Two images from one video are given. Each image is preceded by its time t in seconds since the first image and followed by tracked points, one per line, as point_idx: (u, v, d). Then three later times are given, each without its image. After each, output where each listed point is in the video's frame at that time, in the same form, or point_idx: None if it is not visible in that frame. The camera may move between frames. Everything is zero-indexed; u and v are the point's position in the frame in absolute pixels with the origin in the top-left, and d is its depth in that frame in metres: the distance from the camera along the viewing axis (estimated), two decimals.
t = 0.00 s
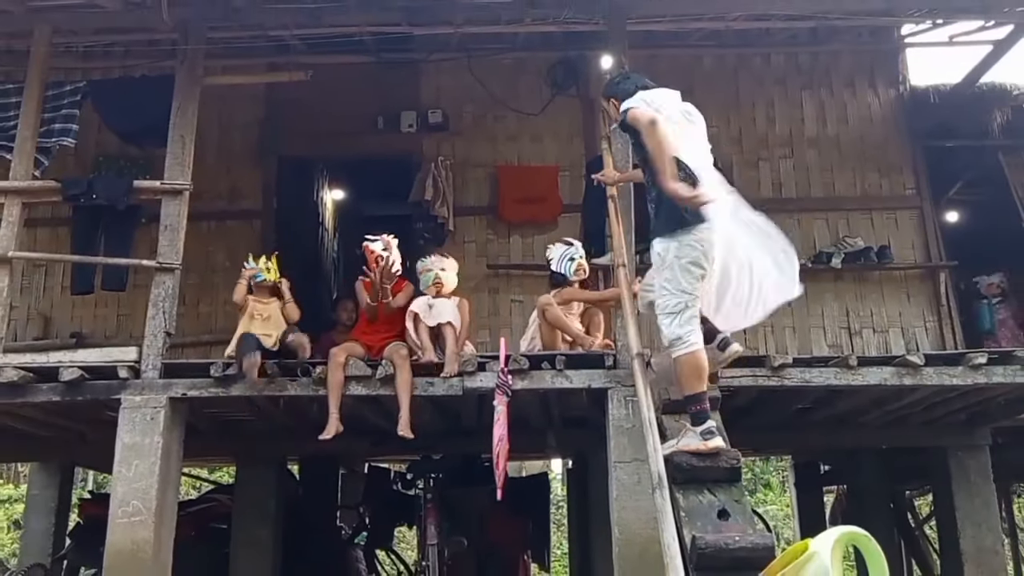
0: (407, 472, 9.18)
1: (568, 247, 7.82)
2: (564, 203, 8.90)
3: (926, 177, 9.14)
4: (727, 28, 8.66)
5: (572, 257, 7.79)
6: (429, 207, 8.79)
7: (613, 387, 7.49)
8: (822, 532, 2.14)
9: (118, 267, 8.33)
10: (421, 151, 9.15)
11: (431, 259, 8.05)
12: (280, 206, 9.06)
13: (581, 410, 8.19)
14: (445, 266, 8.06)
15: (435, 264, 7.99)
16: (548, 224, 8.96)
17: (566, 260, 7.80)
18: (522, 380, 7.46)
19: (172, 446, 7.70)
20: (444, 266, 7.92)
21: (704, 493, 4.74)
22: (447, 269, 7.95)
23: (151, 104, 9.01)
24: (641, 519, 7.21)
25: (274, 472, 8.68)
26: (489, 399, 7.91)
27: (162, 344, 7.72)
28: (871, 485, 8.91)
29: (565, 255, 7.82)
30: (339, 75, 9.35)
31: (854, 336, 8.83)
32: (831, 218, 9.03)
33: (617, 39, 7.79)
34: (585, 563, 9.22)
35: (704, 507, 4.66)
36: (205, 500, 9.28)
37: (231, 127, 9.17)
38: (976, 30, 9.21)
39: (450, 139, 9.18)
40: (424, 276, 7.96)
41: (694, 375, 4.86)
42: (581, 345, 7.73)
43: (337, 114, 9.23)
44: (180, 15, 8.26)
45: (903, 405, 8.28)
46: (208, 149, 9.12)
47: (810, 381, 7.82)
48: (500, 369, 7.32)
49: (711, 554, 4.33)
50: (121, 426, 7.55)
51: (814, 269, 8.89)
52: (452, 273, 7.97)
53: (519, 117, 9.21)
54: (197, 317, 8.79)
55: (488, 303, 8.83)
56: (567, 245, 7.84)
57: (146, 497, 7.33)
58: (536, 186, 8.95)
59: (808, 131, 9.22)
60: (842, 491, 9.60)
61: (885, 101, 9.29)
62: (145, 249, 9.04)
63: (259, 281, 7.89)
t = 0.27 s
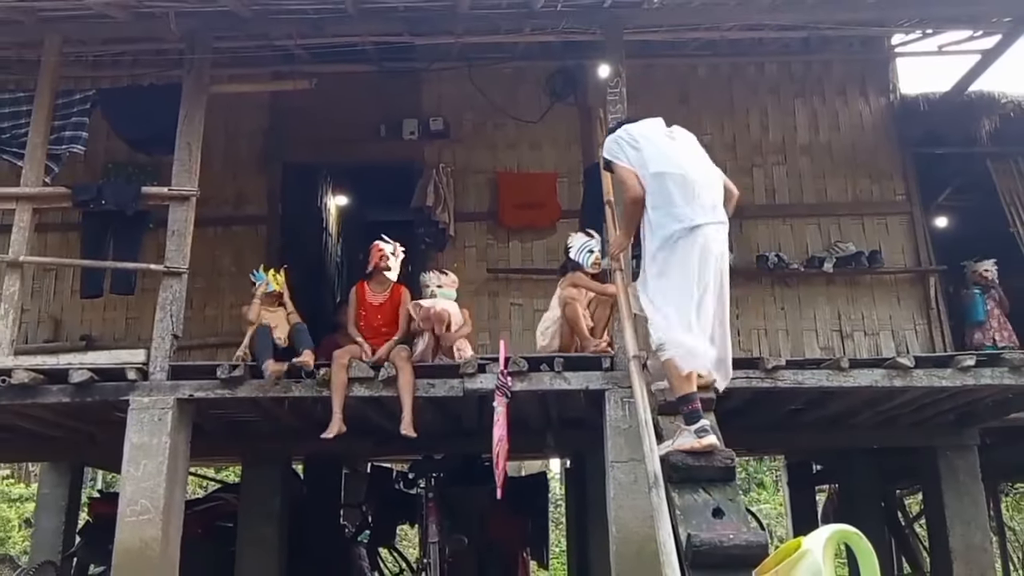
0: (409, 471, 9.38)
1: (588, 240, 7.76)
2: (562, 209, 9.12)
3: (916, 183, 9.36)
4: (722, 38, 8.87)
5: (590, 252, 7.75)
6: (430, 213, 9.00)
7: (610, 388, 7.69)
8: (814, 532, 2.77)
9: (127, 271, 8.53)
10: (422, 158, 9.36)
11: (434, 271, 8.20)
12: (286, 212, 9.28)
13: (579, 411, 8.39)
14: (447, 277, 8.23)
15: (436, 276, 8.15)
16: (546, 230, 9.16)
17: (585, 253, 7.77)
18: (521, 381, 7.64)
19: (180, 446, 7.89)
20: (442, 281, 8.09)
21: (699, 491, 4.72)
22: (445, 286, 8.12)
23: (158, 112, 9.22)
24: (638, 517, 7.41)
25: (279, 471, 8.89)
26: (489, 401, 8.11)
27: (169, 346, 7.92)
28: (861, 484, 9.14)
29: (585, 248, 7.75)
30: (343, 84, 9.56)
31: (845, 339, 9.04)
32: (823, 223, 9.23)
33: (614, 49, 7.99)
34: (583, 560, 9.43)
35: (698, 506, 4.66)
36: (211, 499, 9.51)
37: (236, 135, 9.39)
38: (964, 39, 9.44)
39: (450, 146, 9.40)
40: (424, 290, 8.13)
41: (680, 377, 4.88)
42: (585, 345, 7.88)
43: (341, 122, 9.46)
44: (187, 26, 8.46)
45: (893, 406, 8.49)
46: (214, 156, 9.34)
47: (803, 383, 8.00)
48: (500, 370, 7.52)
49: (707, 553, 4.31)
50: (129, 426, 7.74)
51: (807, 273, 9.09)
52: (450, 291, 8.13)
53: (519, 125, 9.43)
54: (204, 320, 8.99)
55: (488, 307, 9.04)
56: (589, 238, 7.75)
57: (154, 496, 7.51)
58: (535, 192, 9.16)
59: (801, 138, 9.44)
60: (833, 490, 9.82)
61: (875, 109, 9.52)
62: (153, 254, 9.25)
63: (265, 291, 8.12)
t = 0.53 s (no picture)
0: (411, 471, 9.58)
1: (583, 246, 7.94)
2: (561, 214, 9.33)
3: (906, 189, 9.58)
4: (716, 48, 9.08)
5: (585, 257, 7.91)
6: (432, 218, 9.17)
7: (608, 390, 7.86)
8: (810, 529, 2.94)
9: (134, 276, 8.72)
10: (423, 165, 9.59)
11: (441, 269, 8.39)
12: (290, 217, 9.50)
13: (577, 411, 8.58)
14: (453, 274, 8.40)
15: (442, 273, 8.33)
16: (545, 235, 9.37)
17: (580, 258, 7.96)
18: (520, 383, 7.83)
19: (187, 446, 8.08)
20: (447, 276, 8.29)
21: (695, 492, 5.17)
22: (450, 280, 8.33)
23: (166, 120, 9.44)
24: (635, 516, 7.60)
25: (284, 470, 9.09)
26: (489, 402, 8.30)
27: (176, 349, 8.10)
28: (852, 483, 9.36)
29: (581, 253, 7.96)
30: (346, 92, 9.78)
31: (837, 341, 9.25)
32: (815, 228, 9.45)
33: (611, 59, 8.20)
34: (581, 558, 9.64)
35: (694, 504, 5.10)
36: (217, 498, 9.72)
37: (242, 142, 9.61)
38: (953, 49, 9.66)
39: (451, 153, 9.62)
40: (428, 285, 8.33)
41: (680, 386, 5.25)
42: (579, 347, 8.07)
43: (345, 129, 9.69)
44: (194, 36, 8.66)
45: (884, 407, 8.68)
46: (220, 163, 9.55)
47: (797, 385, 8.17)
48: (500, 372, 7.71)
49: (701, 549, 4.75)
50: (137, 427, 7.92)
51: (799, 277, 9.30)
52: (454, 285, 8.34)
53: (518, 132, 9.65)
54: (210, 323, 9.20)
55: (487, 310, 9.25)
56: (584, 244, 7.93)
57: (162, 494, 7.70)
58: (534, 198, 9.38)
59: (794, 145, 9.66)
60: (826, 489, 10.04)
61: (866, 116, 9.74)
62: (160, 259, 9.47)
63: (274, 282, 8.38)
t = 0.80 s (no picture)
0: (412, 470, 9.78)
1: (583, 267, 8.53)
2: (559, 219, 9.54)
3: (897, 195, 9.79)
4: (711, 56, 9.28)
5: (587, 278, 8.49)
6: (433, 223, 9.45)
7: (605, 391, 8.06)
8: (801, 529, 2.88)
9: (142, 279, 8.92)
10: (425, 171, 9.80)
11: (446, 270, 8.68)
12: (294, 222, 9.72)
13: (575, 412, 8.78)
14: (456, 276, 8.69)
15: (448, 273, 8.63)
16: (544, 240, 9.57)
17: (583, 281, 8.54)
18: (519, 385, 8.03)
19: (193, 446, 8.25)
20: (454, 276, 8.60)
21: (690, 490, 5.38)
22: (455, 280, 8.63)
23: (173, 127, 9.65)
24: (631, 514, 7.79)
25: (288, 470, 9.29)
26: (489, 403, 8.50)
27: (183, 350, 8.23)
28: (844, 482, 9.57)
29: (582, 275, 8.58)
30: (349, 100, 9.99)
31: (829, 344, 9.46)
32: (807, 233, 9.66)
33: (607, 67, 8.39)
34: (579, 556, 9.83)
35: (689, 503, 5.30)
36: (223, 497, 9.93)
37: (248, 149, 9.82)
38: (943, 57, 9.88)
39: (452, 159, 9.83)
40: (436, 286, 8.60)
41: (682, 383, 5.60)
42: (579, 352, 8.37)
43: (348, 136, 9.94)
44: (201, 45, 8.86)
45: (875, 408, 8.88)
46: (226, 169, 9.76)
47: (789, 386, 8.36)
48: (500, 373, 7.91)
49: (697, 547, 4.94)
50: (145, 427, 8.08)
51: (792, 281, 9.51)
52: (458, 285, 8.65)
53: (518, 139, 9.86)
54: (216, 325, 9.41)
55: (487, 313, 9.46)
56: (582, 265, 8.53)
57: (169, 493, 7.87)
58: (533, 204, 9.58)
59: (787, 152, 9.87)
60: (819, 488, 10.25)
61: (858, 124, 9.95)
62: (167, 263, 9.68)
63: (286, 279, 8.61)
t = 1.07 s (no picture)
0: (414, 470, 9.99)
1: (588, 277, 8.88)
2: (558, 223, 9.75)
3: (888, 201, 10.00)
4: (707, 65, 9.49)
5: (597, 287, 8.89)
6: (434, 228, 9.66)
7: (603, 393, 8.26)
8: (794, 528, 2.96)
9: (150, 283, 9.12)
10: (426, 177, 10.01)
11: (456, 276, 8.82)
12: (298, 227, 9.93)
13: (573, 413, 8.98)
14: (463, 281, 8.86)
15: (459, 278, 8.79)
16: (543, 244, 9.78)
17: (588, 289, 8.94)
18: (519, 386, 8.23)
19: (199, 446, 8.44)
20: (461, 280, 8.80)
21: (686, 489, 5.44)
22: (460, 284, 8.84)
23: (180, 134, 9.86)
24: (628, 512, 7.98)
25: (292, 469, 9.49)
26: (489, 404, 8.70)
27: (189, 353, 8.44)
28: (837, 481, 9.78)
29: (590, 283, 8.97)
30: (352, 107, 10.20)
31: (822, 346, 9.66)
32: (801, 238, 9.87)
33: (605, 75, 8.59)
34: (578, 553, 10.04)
35: (685, 502, 5.35)
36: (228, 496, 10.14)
37: (253, 155, 10.03)
38: (933, 66, 10.09)
39: (453, 165, 10.04)
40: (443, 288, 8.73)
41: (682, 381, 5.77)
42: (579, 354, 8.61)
43: (351, 144, 10.15)
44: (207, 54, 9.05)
45: (866, 409, 9.08)
46: (232, 175, 9.97)
47: (782, 388, 8.55)
48: (500, 375, 8.12)
49: (692, 545, 4.95)
50: (152, 428, 8.28)
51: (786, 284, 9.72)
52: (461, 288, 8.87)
53: (517, 146, 10.08)
54: (222, 328, 9.61)
55: (487, 316, 9.67)
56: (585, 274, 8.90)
57: (176, 493, 8.06)
58: (532, 209, 9.81)
59: (780, 158, 10.09)
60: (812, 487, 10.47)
61: (850, 131, 10.17)
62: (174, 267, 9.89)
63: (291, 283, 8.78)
